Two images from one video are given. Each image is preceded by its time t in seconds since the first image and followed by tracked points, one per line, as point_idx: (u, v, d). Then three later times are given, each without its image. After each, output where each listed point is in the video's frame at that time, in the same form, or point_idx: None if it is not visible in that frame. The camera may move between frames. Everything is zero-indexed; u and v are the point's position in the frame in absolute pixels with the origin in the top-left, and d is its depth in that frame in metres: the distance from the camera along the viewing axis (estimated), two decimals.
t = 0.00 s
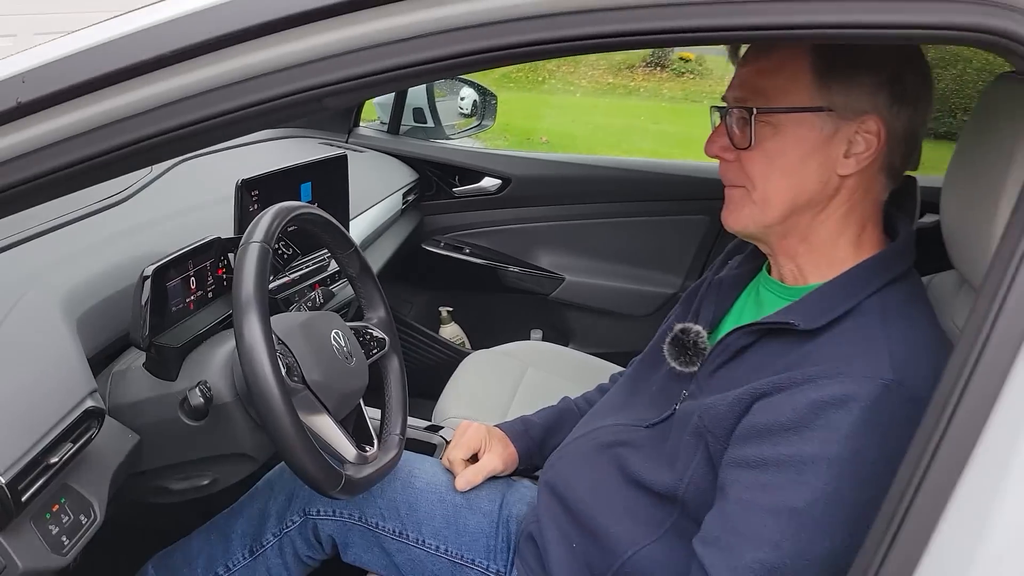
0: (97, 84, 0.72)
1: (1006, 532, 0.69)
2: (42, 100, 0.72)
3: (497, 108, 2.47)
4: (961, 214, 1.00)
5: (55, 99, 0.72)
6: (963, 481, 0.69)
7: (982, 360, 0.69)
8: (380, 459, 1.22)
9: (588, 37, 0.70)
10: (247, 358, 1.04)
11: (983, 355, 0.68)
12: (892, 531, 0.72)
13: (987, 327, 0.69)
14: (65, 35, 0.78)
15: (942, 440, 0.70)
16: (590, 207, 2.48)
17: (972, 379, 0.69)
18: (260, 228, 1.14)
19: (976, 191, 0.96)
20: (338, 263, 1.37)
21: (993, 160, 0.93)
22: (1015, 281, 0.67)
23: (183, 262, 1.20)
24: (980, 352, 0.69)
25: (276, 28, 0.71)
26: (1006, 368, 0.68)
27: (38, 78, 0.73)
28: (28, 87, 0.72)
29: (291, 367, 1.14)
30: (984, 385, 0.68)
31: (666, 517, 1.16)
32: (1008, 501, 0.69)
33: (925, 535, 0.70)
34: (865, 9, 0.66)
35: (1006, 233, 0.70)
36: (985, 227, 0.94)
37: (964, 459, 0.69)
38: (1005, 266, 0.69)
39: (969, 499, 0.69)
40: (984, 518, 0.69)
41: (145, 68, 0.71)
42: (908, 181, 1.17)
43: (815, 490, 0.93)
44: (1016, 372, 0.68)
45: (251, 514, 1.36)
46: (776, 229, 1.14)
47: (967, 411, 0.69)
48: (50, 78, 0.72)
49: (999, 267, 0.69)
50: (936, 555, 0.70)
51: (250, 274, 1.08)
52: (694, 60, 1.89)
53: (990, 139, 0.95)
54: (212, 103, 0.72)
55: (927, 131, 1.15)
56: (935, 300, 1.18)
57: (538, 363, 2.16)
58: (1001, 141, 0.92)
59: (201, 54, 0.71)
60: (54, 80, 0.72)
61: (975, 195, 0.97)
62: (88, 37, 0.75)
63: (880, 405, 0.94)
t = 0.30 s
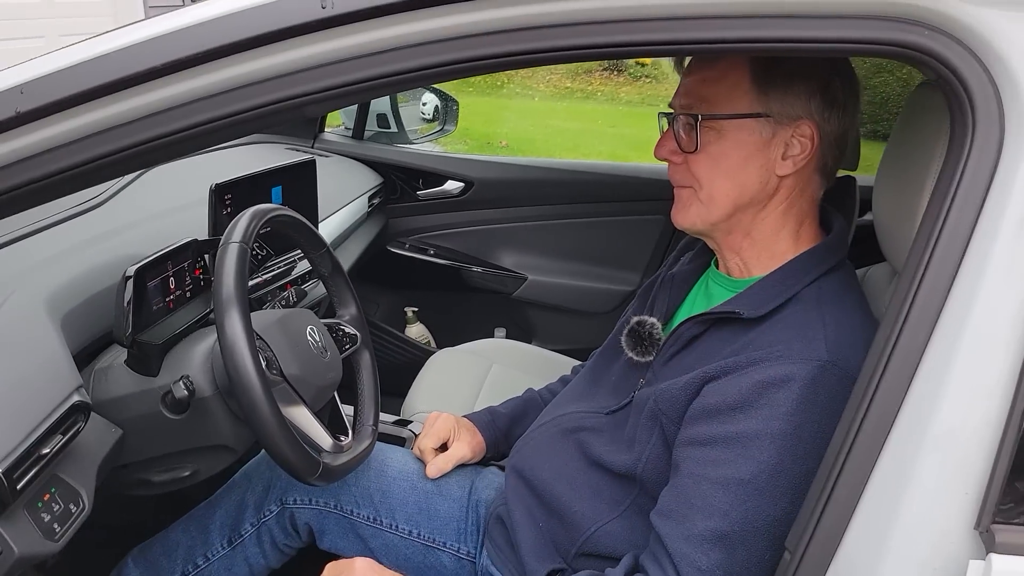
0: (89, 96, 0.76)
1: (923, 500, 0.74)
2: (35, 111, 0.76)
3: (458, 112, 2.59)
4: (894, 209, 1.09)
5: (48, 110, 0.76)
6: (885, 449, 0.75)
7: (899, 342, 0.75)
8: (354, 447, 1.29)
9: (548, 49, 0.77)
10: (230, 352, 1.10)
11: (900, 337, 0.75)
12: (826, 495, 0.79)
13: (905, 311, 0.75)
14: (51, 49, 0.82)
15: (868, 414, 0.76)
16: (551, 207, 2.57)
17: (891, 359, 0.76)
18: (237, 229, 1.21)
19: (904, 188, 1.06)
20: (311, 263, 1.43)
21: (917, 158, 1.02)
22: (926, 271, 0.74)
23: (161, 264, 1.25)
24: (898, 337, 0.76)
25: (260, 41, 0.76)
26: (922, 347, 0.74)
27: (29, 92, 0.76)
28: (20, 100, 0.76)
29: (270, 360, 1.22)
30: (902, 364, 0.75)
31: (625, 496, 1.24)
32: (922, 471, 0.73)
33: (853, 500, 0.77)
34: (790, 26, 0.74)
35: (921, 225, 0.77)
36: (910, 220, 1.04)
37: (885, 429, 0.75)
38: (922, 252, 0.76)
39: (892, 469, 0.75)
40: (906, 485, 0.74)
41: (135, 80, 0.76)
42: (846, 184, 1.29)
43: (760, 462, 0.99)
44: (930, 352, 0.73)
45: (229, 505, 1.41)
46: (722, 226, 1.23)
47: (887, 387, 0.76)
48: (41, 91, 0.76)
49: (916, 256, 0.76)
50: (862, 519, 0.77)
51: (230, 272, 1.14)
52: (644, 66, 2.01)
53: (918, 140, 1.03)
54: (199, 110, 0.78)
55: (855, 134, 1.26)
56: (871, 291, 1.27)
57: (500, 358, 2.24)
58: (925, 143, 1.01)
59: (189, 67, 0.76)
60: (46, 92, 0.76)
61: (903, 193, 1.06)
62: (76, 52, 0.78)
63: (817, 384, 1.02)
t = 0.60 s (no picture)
0: (93, 98, 0.78)
1: (899, 481, 0.77)
2: (40, 114, 0.78)
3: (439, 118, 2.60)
4: (869, 211, 1.14)
5: (52, 113, 0.78)
6: (864, 436, 0.80)
7: (876, 333, 0.80)
8: (346, 445, 1.31)
9: (539, 54, 0.81)
10: (227, 350, 1.13)
11: (878, 326, 0.80)
12: (808, 479, 0.83)
13: (882, 302, 0.80)
14: (54, 53, 0.84)
15: (847, 402, 0.81)
16: (533, 211, 2.62)
17: (869, 349, 0.80)
18: (232, 231, 1.23)
19: (877, 190, 1.10)
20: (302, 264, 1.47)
21: (890, 161, 1.07)
22: (901, 265, 0.79)
23: (156, 265, 1.27)
24: (875, 327, 0.80)
25: (261, 46, 0.79)
26: (899, 336, 0.78)
27: (34, 94, 0.78)
28: (24, 103, 0.78)
29: (264, 359, 1.25)
30: (880, 352, 0.79)
31: (613, 490, 1.27)
32: (898, 457, 0.77)
33: (834, 484, 0.81)
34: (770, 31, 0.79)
35: (897, 220, 0.82)
36: (884, 220, 1.09)
37: (863, 417, 0.80)
38: (896, 248, 0.81)
39: (871, 451, 0.79)
40: (883, 470, 0.78)
41: (138, 83, 0.78)
42: (824, 189, 1.33)
43: (744, 452, 1.03)
44: (906, 340, 0.78)
45: (221, 504, 1.43)
46: (705, 226, 1.27)
47: (866, 374, 0.80)
48: (46, 93, 0.78)
49: (892, 250, 0.81)
50: (843, 501, 0.80)
51: (226, 273, 1.17)
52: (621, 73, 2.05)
53: (891, 144, 1.08)
54: (201, 112, 0.80)
55: (831, 137, 1.32)
56: (849, 288, 1.32)
57: (483, 361, 2.27)
58: (899, 146, 1.06)
59: (191, 70, 0.79)
60: (51, 95, 0.78)
61: (876, 196, 1.11)
62: (80, 56, 0.81)
63: (798, 376, 1.06)
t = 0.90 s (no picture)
0: (99, 100, 0.79)
1: (900, 479, 0.78)
2: (46, 116, 0.79)
3: (439, 122, 2.62)
4: (868, 212, 1.14)
5: (58, 115, 0.79)
6: (864, 434, 0.80)
7: (876, 331, 0.81)
8: (348, 446, 1.32)
9: (539, 56, 0.82)
10: (230, 352, 1.13)
11: (878, 324, 0.81)
12: (809, 478, 0.84)
13: (882, 300, 0.81)
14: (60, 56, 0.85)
15: (847, 401, 0.82)
16: (532, 214, 2.63)
17: (868, 348, 0.81)
18: (234, 233, 1.24)
19: (876, 190, 1.11)
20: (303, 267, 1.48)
21: (888, 163, 1.08)
22: (900, 265, 0.80)
23: (159, 267, 1.28)
24: (875, 326, 0.81)
25: (265, 48, 0.79)
26: (899, 334, 0.79)
27: (40, 97, 0.79)
28: (31, 105, 0.79)
29: (266, 360, 1.25)
30: (879, 350, 0.80)
31: (614, 490, 1.28)
32: (898, 455, 0.78)
33: (835, 482, 0.82)
34: (769, 33, 0.80)
35: (897, 220, 0.83)
36: (882, 221, 1.10)
37: (863, 416, 0.81)
38: (895, 247, 0.82)
39: (871, 448, 0.80)
40: (883, 468, 0.79)
41: (143, 85, 0.79)
42: (822, 189, 1.34)
43: (745, 452, 1.03)
44: (905, 338, 0.79)
45: (223, 506, 1.43)
46: (705, 227, 1.28)
47: (866, 372, 0.81)
48: (52, 96, 0.79)
49: (891, 250, 0.82)
50: (843, 499, 0.81)
51: (228, 275, 1.18)
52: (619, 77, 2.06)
53: (889, 145, 1.09)
54: (206, 114, 0.81)
55: (830, 139, 1.33)
56: (849, 289, 1.33)
57: (483, 364, 2.27)
58: (897, 147, 1.06)
59: (196, 72, 0.80)
60: (56, 97, 0.79)
61: (875, 197, 1.12)
62: (85, 59, 0.81)
63: (798, 376, 1.07)
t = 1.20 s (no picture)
0: (91, 104, 0.78)
1: (902, 483, 0.77)
2: (37, 120, 0.78)
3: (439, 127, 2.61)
4: (868, 214, 1.13)
5: (50, 119, 0.78)
6: (865, 439, 0.79)
7: (876, 334, 0.80)
8: (346, 452, 1.31)
9: (535, 57, 0.81)
10: (225, 357, 1.12)
11: (878, 326, 0.80)
12: (810, 482, 0.83)
13: (882, 302, 0.80)
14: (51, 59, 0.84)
15: (847, 404, 0.81)
16: (532, 219, 2.62)
17: (869, 350, 0.80)
18: (230, 238, 1.24)
19: (876, 191, 1.10)
20: (301, 272, 1.48)
21: (888, 164, 1.07)
22: (900, 267, 0.79)
23: (154, 272, 1.27)
24: (875, 328, 0.80)
25: (259, 50, 0.79)
26: (900, 336, 0.78)
27: (32, 100, 0.78)
28: (22, 109, 0.78)
29: (262, 365, 1.25)
30: (880, 352, 0.79)
31: (613, 495, 1.27)
32: (900, 459, 0.77)
33: (836, 487, 0.81)
34: (768, 32, 0.79)
35: (897, 222, 0.82)
36: (882, 222, 1.09)
37: (864, 420, 0.80)
38: (895, 249, 0.81)
39: (872, 452, 0.78)
40: (884, 471, 0.78)
41: (136, 88, 0.78)
42: (821, 191, 1.34)
43: (745, 457, 1.02)
44: (906, 341, 0.78)
45: (220, 512, 1.42)
46: (703, 230, 1.27)
47: (867, 375, 0.80)
48: (44, 99, 0.78)
49: (891, 253, 0.81)
50: (844, 504, 0.80)
51: (224, 280, 1.17)
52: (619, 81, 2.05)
53: (888, 146, 1.08)
54: (200, 117, 0.80)
55: (828, 142, 1.33)
56: (850, 292, 1.32)
57: (484, 369, 2.26)
58: (897, 148, 1.05)
59: (189, 75, 0.79)
60: (48, 101, 0.78)
61: (875, 199, 1.11)
62: (77, 62, 0.81)
63: (798, 379, 1.06)
